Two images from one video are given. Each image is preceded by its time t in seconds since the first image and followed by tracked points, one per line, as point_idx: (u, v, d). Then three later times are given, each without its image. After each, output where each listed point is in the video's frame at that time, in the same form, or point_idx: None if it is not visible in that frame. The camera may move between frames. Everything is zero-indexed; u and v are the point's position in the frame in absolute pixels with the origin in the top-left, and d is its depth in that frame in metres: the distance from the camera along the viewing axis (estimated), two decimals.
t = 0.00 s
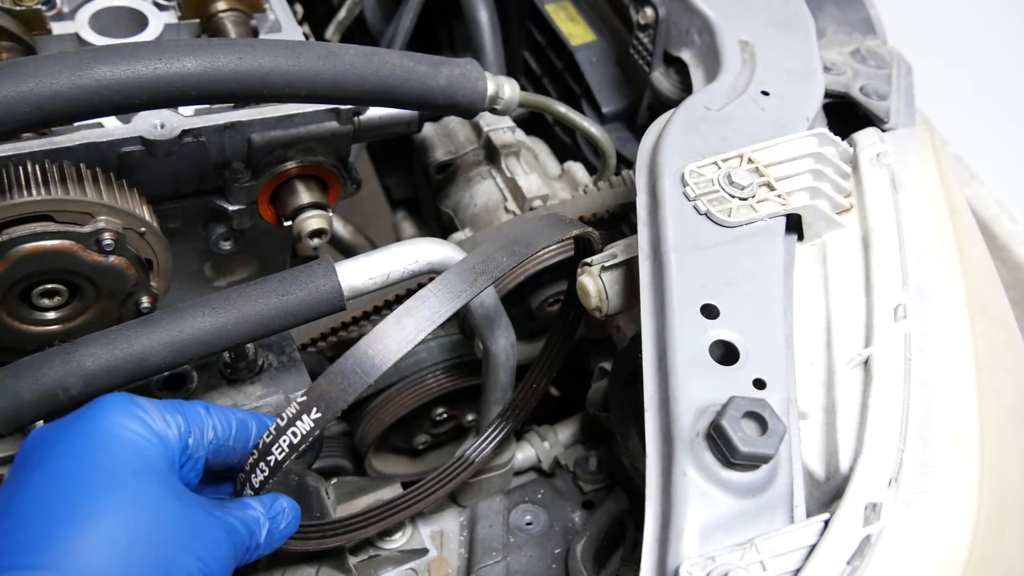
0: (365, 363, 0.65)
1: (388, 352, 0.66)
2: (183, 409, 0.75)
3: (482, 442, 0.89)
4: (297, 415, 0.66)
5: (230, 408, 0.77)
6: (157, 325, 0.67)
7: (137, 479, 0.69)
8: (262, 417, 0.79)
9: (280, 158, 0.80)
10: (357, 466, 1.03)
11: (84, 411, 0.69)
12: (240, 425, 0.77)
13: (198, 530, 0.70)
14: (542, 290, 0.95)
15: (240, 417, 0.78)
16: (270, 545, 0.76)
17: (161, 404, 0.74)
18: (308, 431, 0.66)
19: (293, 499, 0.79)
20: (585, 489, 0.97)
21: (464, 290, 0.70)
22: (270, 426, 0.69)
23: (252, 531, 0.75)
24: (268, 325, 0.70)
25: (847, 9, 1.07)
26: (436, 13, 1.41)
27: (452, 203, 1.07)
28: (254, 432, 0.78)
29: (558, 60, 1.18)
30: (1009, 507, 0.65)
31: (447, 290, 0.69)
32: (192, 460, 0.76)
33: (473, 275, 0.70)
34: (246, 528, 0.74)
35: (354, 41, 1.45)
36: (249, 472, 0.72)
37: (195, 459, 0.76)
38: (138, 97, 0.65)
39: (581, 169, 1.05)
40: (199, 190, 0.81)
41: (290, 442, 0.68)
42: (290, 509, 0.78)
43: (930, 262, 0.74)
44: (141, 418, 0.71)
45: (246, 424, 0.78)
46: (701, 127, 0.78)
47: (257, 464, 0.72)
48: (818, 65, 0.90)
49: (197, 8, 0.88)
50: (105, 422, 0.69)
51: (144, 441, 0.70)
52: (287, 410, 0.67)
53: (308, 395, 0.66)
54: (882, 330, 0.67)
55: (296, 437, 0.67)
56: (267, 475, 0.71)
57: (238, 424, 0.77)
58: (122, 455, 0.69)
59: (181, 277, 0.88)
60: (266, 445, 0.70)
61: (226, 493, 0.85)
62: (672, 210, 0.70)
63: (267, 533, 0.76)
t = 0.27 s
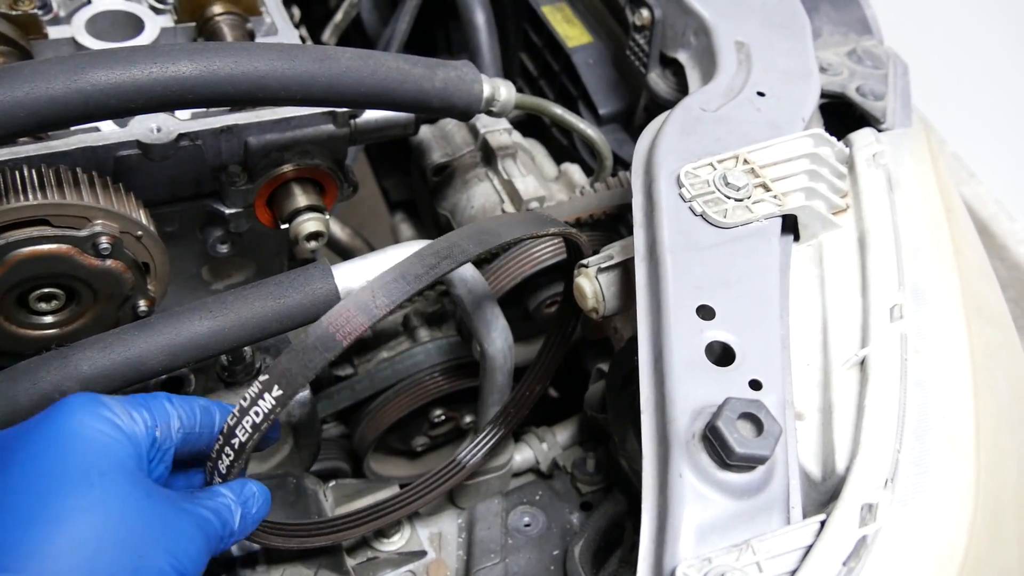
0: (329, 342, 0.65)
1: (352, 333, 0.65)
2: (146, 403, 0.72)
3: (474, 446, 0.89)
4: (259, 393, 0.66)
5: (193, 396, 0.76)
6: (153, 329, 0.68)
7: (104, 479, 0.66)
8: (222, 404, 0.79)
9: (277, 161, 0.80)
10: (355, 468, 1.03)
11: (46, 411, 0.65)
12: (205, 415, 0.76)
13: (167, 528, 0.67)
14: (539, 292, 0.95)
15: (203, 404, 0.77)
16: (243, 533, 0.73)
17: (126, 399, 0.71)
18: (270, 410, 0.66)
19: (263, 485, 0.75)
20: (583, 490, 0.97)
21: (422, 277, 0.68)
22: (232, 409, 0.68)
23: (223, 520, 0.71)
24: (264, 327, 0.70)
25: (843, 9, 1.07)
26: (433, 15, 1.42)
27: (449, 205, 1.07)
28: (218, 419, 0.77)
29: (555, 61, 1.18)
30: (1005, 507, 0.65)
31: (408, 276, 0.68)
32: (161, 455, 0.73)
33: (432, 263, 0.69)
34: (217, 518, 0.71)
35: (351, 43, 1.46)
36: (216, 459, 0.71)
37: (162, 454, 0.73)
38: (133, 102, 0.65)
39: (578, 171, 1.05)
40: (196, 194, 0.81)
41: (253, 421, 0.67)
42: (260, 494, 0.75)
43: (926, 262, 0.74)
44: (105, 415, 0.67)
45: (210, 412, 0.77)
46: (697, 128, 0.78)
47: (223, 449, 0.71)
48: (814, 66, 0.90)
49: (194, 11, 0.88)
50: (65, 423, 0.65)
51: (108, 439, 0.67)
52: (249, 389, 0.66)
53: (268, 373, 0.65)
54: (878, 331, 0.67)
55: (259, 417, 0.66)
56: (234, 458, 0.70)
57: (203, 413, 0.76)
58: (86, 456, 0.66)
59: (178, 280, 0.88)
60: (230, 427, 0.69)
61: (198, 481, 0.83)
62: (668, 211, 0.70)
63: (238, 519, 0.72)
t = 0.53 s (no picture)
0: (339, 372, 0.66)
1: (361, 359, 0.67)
2: (167, 429, 0.74)
3: (474, 459, 0.90)
4: (272, 421, 0.67)
5: (210, 424, 0.78)
6: (159, 337, 0.68)
7: (120, 504, 0.66)
8: (236, 433, 0.81)
9: (281, 169, 0.81)
10: (358, 474, 1.04)
11: (71, 432, 0.68)
12: (221, 444, 0.78)
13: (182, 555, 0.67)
14: (541, 298, 0.96)
15: (219, 432, 0.79)
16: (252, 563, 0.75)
17: (147, 425, 0.73)
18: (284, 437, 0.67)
19: (274, 517, 0.78)
20: (585, 496, 0.98)
21: (430, 299, 0.69)
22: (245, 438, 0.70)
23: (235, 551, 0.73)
24: (269, 336, 0.71)
25: (842, 16, 1.07)
26: (435, 21, 1.42)
27: (452, 212, 1.08)
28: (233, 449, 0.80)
29: (556, 68, 1.19)
30: (1005, 515, 0.66)
31: (419, 299, 0.69)
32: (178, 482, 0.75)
33: (440, 285, 0.70)
34: (229, 548, 0.73)
35: (354, 49, 1.46)
36: (229, 488, 0.73)
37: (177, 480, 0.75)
38: (140, 113, 0.65)
39: (580, 178, 1.05)
40: (201, 202, 0.81)
41: (266, 449, 0.68)
42: (270, 526, 0.77)
43: (926, 269, 0.74)
44: (127, 439, 0.70)
45: (226, 440, 0.79)
46: (698, 137, 0.79)
47: (236, 479, 0.73)
48: (813, 73, 0.91)
49: (197, 19, 0.88)
50: (89, 445, 0.68)
51: (128, 462, 0.69)
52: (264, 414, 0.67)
53: (281, 401, 0.66)
54: (877, 339, 0.68)
55: (272, 444, 0.67)
56: (246, 487, 0.72)
57: (221, 441, 0.79)
58: (105, 477, 0.67)
59: (183, 287, 0.89)
60: (242, 457, 0.71)
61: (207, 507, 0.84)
62: (669, 220, 0.70)
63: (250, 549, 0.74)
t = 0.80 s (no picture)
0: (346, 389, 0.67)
1: (372, 381, 0.68)
2: (167, 433, 0.75)
3: (475, 522, 0.91)
4: (273, 429, 0.67)
5: (209, 429, 0.79)
6: (165, 338, 0.69)
7: (125, 510, 0.67)
8: (230, 441, 0.80)
9: (290, 173, 0.82)
10: (360, 477, 1.04)
11: (73, 437, 0.69)
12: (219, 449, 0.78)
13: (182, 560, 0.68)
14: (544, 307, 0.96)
15: (217, 439, 0.79)
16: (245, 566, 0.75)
17: (148, 430, 0.74)
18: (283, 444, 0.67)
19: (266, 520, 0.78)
20: (585, 505, 0.98)
21: (447, 339, 0.70)
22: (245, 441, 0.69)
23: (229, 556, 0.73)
24: (274, 339, 0.72)
25: (852, 31, 1.08)
26: (446, 27, 1.43)
27: (458, 218, 1.09)
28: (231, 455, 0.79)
29: (566, 77, 1.19)
30: (1002, 534, 0.66)
31: (434, 337, 0.70)
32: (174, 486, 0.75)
33: (458, 328, 0.71)
34: (224, 553, 0.73)
35: (364, 53, 1.47)
36: (223, 491, 0.71)
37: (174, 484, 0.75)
38: (152, 114, 0.66)
39: (586, 188, 1.05)
40: (210, 203, 0.82)
41: (265, 455, 0.68)
42: (263, 529, 0.77)
43: (930, 287, 0.74)
44: (128, 443, 0.70)
45: (222, 446, 0.79)
46: (706, 150, 0.79)
47: (231, 481, 0.71)
48: (822, 89, 0.91)
49: (211, 20, 0.88)
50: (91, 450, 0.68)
51: (130, 466, 0.69)
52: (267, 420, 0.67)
53: (286, 409, 0.67)
54: (880, 355, 0.68)
55: (271, 451, 0.67)
56: (240, 492, 0.70)
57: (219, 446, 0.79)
58: (109, 482, 0.67)
59: (190, 287, 0.90)
60: (241, 460, 0.69)
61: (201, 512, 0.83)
62: (674, 233, 0.71)
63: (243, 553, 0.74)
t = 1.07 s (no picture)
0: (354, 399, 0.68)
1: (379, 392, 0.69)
2: (161, 442, 0.75)
3: (474, 529, 0.94)
4: (278, 435, 0.68)
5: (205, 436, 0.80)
6: (166, 363, 0.69)
7: (118, 523, 0.67)
8: (230, 447, 0.81)
9: (290, 197, 0.82)
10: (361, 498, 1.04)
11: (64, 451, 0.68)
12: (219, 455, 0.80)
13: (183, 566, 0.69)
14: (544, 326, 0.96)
15: (214, 444, 0.80)
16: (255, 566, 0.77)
17: (141, 441, 0.74)
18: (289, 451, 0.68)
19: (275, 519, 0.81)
20: (586, 525, 0.98)
21: (456, 356, 0.72)
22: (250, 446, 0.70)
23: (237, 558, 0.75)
24: (274, 363, 0.72)
25: (849, 49, 1.08)
26: (445, 46, 1.44)
27: (458, 238, 1.09)
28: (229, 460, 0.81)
29: (564, 96, 1.20)
30: (1002, 556, 0.66)
31: (446, 353, 0.71)
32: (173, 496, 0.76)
33: (469, 346, 0.72)
34: (231, 557, 0.75)
35: (365, 72, 1.48)
36: (229, 495, 0.73)
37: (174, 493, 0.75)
38: (152, 142, 0.67)
39: (585, 208, 1.06)
40: (210, 227, 0.83)
41: (270, 461, 0.69)
42: (271, 528, 0.80)
43: (927, 308, 0.75)
44: (123, 457, 0.70)
45: (221, 452, 0.80)
46: (702, 172, 0.80)
47: (237, 484, 0.72)
48: (818, 109, 0.92)
49: (211, 44, 0.90)
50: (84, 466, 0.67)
51: (125, 480, 0.69)
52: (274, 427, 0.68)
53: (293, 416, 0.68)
54: (877, 378, 0.68)
55: (276, 456, 0.68)
56: (248, 495, 0.71)
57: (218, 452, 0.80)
58: (102, 496, 0.67)
59: (190, 309, 0.90)
60: (246, 464, 0.70)
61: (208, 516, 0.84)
62: (671, 257, 0.71)
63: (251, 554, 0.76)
